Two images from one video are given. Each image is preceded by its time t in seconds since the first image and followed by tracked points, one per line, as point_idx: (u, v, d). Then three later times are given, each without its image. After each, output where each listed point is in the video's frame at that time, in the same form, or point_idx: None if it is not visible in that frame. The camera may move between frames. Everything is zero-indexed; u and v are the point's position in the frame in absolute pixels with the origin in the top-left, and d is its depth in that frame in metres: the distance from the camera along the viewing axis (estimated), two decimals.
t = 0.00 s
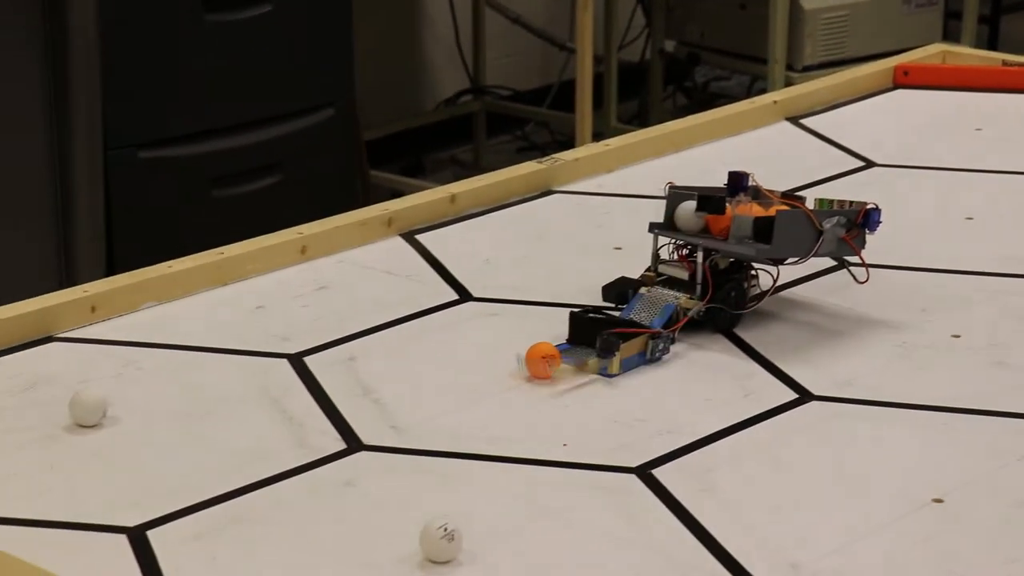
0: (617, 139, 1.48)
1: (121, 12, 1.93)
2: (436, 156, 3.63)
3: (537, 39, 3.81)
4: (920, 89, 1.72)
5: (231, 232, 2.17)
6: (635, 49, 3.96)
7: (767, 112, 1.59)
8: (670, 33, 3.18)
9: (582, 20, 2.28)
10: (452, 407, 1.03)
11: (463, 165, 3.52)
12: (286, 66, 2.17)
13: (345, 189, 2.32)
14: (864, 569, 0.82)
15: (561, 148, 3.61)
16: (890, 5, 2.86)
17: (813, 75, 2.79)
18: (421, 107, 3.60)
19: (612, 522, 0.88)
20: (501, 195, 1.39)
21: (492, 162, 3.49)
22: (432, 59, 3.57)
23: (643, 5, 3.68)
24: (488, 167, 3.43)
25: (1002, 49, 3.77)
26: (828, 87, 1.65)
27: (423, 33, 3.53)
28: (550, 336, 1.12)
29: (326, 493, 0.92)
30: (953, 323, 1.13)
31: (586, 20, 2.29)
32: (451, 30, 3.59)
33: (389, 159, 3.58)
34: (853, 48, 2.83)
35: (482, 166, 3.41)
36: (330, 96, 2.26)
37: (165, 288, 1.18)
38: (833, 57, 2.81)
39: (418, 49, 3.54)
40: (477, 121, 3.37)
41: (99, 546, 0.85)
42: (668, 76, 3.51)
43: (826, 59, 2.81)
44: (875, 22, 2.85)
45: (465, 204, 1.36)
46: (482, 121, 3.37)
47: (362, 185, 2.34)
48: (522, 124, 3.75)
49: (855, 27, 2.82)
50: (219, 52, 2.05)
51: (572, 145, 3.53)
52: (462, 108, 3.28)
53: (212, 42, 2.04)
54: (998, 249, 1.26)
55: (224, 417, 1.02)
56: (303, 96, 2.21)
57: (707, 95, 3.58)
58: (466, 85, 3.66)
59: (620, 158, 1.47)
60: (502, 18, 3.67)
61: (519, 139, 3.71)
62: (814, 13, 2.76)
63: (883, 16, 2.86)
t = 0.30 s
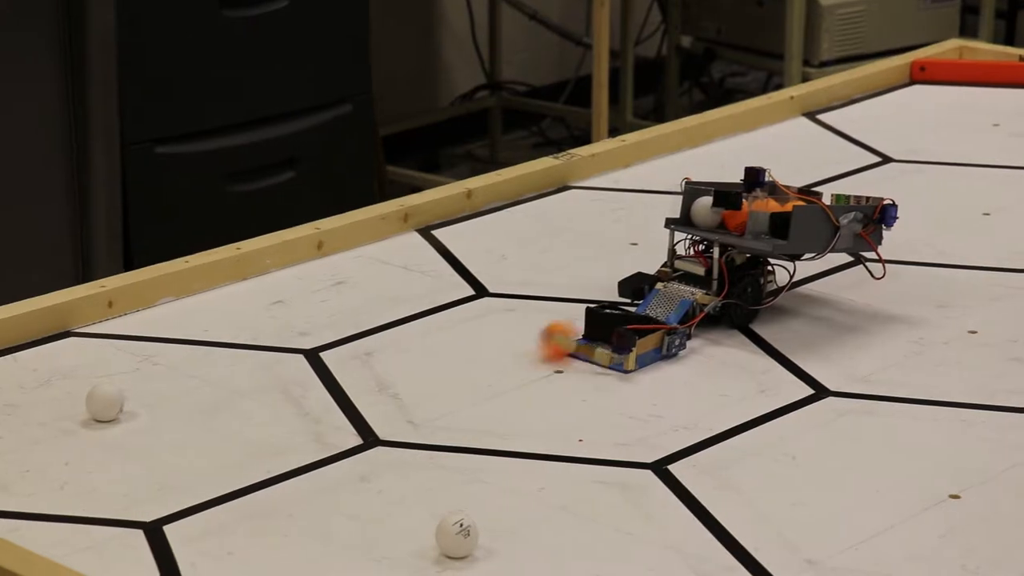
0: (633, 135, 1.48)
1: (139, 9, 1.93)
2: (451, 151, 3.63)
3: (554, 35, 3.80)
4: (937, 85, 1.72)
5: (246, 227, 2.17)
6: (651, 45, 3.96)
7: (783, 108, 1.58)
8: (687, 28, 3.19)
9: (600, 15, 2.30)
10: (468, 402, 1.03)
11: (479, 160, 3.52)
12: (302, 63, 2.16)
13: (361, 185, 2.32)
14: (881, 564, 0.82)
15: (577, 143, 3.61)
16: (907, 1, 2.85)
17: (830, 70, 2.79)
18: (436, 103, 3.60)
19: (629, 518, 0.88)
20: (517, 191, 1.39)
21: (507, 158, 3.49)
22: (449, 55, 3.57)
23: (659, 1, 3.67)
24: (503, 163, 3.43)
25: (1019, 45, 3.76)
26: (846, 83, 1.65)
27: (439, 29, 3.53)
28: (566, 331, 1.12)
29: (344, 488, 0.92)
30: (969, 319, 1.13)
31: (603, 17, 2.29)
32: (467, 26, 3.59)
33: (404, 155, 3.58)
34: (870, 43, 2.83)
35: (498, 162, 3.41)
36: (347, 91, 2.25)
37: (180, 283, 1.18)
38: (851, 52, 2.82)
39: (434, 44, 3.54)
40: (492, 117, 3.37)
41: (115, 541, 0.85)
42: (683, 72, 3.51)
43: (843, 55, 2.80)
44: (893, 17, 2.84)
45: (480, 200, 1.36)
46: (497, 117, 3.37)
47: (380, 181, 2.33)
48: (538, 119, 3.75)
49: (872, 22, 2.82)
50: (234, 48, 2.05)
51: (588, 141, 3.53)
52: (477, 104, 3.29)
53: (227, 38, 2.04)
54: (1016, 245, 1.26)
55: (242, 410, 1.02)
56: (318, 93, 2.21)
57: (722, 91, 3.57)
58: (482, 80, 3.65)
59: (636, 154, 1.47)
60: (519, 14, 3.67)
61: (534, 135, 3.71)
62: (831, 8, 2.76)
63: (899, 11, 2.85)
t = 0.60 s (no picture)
0: (645, 136, 1.48)
1: (152, 9, 1.93)
2: (462, 152, 3.63)
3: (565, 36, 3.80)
4: (949, 86, 1.72)
5: (256, 227, 2.17)
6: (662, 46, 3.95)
7: (794, 109, 1.58)
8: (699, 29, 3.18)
9: (611, 15, 2.29)
10: (480, 403, 1.03)
11: (490, 161, 3.52)
12: (312, 64, 2.16)
13: (371, 186, 2.31)
14: (892, 565, 0.82)
15: (588, 144, 3.61)
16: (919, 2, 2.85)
17: (841, 72, 2.78)
18: (448, 103, 3.60)
19: (639, 519, 0.88)
20: (528, 191, 1.39)
21: (518, 159, 3.49)
22: (460, 55, 3.57)
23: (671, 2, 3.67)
24: (514, 164, 3.43)
25: None
26: (857, 83, 1.65)
27: (450, 29, 3.53)
28: (578, 332, 1.13)
29: (355, 489, 0.92)
30: (980, 320, 1.13)
31: (613, 17, 2.29)
32: (478, 26, 3.59)
33: (415, 155, 3.58)
34: (881, 44, 2.82)
35: (508, 162, 3.41)
36: (357, 91, 2.25)
37: (192, 283, 1.18)
38: (862, 53, 2.81)
39: (445, 44, 3.54)
40: (503, 117, 3.37)
41: (126, 541, 0.85)
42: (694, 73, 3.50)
43: (854, 56, 2.80)
44: (904, 19, 2.84)
45: (491, 200, 1.36)
46: (508, 117, 3.37)
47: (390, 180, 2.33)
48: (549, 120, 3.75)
49: (883, 23, 2.81)
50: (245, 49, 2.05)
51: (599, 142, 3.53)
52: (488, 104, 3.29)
53: (238, 38, 2.04)
54: None
55: (254, 411, 1.02)
56: (328, 94, 2.20)
57: (734, 92, 3.57)
58: (494, 81, 3.65)
59: (648, 155, 1.47)
60: (530, 14, 3.67)
61: (545, 135, 3.71)
62: (842, 10, 2.76)
63: (911, 12, 2.85)
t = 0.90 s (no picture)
0: (643, 139, 1.48)
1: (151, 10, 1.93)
2: (462, 154, 3.64)
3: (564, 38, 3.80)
4: (947, 89, 1.72)
5: (256, 229, 2.18)
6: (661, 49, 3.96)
7: (794, 111, 1.59)
8: (698, 31, 3.18)
9: (610, 17, 2.30)
10: (478, 405, 1.03)
11: (489, 163, 3.52)
12: (312, 66, 2.17)
13: (371, 188, 2.31)
14: (890, 566, 0.82)
15: (587, 146, 3.61)
16: (918, 4, 2.85)
17: (840, 73, 2.79)
18: (447, 106, 3.60)
19: (637, 521, 0.88)
20: (527, 193, 1.39)
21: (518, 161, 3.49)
22: (460, 58, 3.57)
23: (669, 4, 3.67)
24: (513, 166, 3.43)
25: None
26: (855, 86, 1.65)
27: (449, 31, 3.53)
28: (576, 335, 1.13)
29: (352, 491, 0.92)
30: (979, 321, 1.13)
31: (612, 19, 2.29)
32: (478, 29, 3.59)
33: (415, 157, 3.58)
34: (880, 46, 2.83)
35: (508, 164, 3.41)
36: (357, 94, 2.25)
37: (192, 285, 1.18)
38: (861, 55, 2.82)
39: (445, 47, 3.54)
40: (503, 120, 3.38)
41: (124, 543, 0.85)
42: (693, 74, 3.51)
43: (853, 57, 2.80)
44: (903, 21, 2.84)
45: (490, 203, 1.36)
46: (508, 120, 3.37)
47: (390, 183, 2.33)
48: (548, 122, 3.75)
49: (881, 25, 2.82)
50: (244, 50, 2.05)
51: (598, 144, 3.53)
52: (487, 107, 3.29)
53: (237, 39, 2.05)
54: None
55: (252, 414, 1.02)
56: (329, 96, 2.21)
57: (733, 94, 3.57)
58: (493, 83, 3.65)
59: (647, 157, 1.47)
60: (530, 17, 3.68)
61: (545, 137, 3.71)
62: (841, 12, 2.76)
63: (909, 15, 2.85)
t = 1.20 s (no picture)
0: (648, 140, 1.48)
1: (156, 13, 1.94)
2: (467, 156, 3.64)
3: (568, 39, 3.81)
4: (953, 90, 1.72)
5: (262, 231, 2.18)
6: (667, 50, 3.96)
7: (799, 112, 1.59)
8: (704, 32, 3.18)
9: (616, 19, 2.30)
10: (483, 405, 1.03)
11: (494, 164, 3.52)
12: (318, 67, 2.17)
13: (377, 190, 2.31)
14: (896, 568, 0.82)
15: (592, 148, 3.61)
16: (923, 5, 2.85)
17: (845, 75, 2.78)
18: (452, 107, 3.60)
19: (642, 522, 0.88)
20: (533, 195, 1.39)
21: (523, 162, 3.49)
22: (464, 59, 3.58)
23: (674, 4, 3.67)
24: (518, 168, 3.43)
25: None
26: (861, 87, 1.65)
27: (454, 32, 3.53)
28: (581, 337, 1.13)
29: (356, 492, 0.92)
30: (985, 323, 1.13)
31: (618, 20, 2.29)
32: (483, 30, 3.59)
33: (420, 159, 3.58)
34: (885, 47, 2.82)
35: (513, 166, 3.41)
36: (362, 96, 2.26)
37: (198, 287, 1.18)
38: (867, 56, 2.81)
39: (450, 48, 3.54)
40: (507, 122, 3.38)
41: (129, 544, 0.85)
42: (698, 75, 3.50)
43: (858, 59, 2.80)
44: (909, 22, 2.84)
45: (496, 204, 1.36)
46: (513, 121, 3.37)
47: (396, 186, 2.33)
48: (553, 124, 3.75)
49: (887, 27, 2.81)
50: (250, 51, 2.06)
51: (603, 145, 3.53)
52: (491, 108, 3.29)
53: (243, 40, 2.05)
54: None
55: (257, 415, 1.02)
56: (335, 97, 2.21)
57: (739, 96, 3.57)
58: (498, 85, 3.65)
59: (652, 159, 1.48)
60: (534, 18, 3.68)
61: (550, 139, 3.71)
62: (846, 13, 2.76)
63: (915, 16, 2.85)
